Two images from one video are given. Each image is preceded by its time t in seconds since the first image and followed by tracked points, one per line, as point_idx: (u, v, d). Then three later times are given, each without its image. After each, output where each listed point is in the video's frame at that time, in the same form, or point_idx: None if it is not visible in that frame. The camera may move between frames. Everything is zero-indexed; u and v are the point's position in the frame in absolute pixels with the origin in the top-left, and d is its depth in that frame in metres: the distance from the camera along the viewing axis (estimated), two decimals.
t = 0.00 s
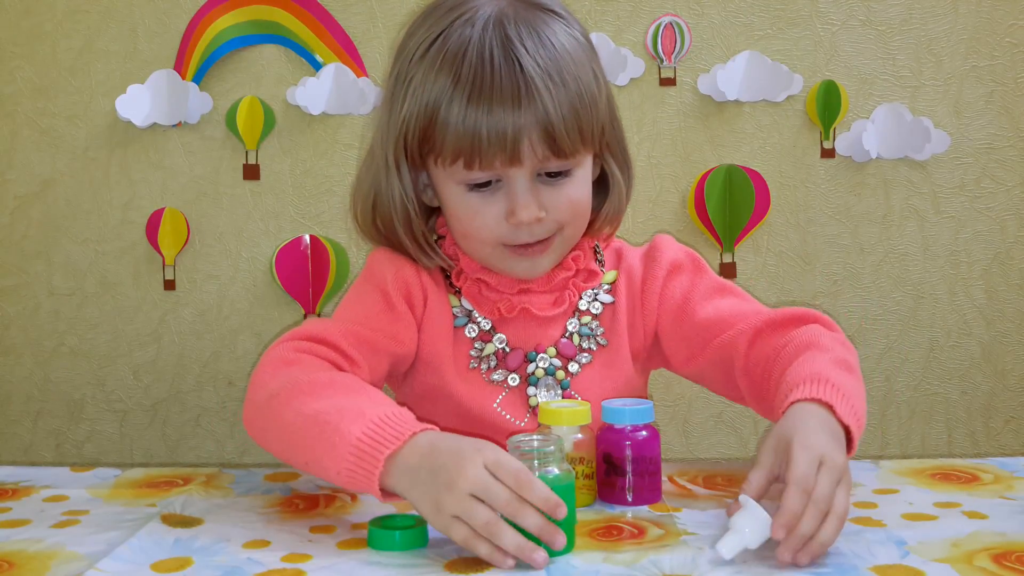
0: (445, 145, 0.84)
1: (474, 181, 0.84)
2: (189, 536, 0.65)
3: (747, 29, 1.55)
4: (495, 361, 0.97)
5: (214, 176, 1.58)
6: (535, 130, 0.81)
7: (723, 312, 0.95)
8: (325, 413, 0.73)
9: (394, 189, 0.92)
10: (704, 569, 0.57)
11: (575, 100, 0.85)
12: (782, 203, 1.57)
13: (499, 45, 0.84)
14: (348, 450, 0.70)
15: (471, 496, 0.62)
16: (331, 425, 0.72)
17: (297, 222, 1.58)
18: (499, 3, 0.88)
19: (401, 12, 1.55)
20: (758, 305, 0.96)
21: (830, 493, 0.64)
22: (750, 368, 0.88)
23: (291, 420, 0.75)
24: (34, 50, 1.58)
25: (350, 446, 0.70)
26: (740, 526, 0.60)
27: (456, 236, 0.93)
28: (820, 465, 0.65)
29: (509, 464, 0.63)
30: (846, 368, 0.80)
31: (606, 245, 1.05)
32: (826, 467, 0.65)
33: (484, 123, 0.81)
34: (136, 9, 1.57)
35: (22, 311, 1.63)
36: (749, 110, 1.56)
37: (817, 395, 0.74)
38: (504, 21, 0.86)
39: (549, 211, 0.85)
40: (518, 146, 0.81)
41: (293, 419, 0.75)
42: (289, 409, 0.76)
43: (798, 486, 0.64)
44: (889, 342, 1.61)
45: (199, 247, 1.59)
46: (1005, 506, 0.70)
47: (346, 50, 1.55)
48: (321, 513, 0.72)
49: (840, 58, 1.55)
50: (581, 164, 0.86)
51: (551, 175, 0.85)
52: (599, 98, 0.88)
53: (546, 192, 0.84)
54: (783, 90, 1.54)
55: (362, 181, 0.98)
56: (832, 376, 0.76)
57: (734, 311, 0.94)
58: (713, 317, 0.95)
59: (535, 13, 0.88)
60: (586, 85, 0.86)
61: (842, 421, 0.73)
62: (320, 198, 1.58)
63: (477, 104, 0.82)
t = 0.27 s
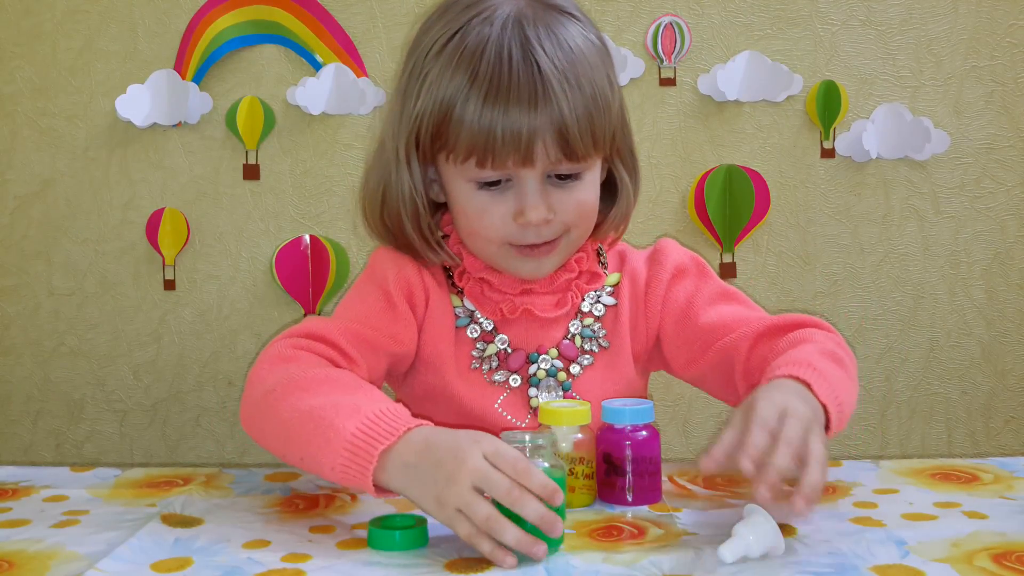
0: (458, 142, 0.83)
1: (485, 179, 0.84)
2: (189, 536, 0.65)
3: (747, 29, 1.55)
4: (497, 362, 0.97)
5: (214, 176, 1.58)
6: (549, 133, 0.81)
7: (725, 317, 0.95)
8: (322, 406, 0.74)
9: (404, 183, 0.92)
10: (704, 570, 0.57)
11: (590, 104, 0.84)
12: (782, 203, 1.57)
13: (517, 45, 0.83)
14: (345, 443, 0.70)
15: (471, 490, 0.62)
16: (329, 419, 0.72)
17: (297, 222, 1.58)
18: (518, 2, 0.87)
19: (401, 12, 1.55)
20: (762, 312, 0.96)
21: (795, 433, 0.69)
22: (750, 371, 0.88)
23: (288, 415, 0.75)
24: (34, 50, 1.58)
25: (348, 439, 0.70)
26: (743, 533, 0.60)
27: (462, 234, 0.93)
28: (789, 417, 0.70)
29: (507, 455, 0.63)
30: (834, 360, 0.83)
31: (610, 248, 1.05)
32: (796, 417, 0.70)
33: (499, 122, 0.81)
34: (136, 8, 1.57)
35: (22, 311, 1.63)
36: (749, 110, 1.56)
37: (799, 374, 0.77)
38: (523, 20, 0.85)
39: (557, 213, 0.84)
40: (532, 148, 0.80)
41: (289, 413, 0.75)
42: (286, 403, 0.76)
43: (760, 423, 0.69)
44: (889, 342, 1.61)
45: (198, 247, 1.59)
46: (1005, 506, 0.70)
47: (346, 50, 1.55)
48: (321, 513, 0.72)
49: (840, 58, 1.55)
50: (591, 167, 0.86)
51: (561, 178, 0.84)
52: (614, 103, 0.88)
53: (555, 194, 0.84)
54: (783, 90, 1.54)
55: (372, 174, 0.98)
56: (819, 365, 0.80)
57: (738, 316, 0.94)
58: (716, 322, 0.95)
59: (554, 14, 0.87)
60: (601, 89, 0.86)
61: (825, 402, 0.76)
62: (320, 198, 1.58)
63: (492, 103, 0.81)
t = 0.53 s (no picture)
0: (475, 136, 0.83)
1: (497, 174, 0.83)
2: (189, 536, 0.65)
3: (747, 29, 1.55)
4: (498, 362, 0.96)
5: (214, 176, 1.58)
6: (567, 134, 0.81)
7: (729, 318, 0.95)
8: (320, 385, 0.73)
9: (416, 173, 0.91)
10: (704, 569, 0.57)
11: (609, 109, 0.84)
12: (782, 203, 1.57)
13: (543, 45, 0.83)
14: (342, 419, 0.70)
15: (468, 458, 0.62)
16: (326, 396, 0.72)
17: (297, 222, 1.58)
18: (545, 2, 0.87)
19: (402, 12, 1.55)
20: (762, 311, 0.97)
21: (733, 387, 0.75)
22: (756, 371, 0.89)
23: (285, 398, 0.75)
24: (34, 50, 1.58)
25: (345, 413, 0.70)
26: (744, 532, 0.60)
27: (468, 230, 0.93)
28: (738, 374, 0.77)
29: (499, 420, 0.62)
30: (819, 343, 0.87)
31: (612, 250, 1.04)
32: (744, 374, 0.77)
33: (518, 119, 0.80)
34: (136, 9, 1.57)
35: (23, 311, 1.63)
36: (749, 110, 1.56)
37: (776, 351, 0.83)
38: (549, 21, 0.85)
39: (566, 215, 0.84)
40: (548, 147, 0.80)
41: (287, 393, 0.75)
42: (285, 384, 0.76)
43: (703, 374, 0.76)
44: (889, 342, 1.61)
45: (198, 247, 1.59)
46: (1005, 506, 0.70)
47: (346, 51, 1.55)
48: (321, 513, 0.72)
49: (840, 58, 1.55)
50: (604, 173, 0.86)
51: (572, 180, 0.84)
52: (632, 110, 0.87)
53: (566, 197, 0.83)
54: (783, 91, 1.54)
55: (385, 162, 0.97)
56: (800, 350, 0.84)
57: (741, 317, 0.95)
58: (718, 321, 0.96)
59: (580, 17, 0.87)
60: (621, 95, 0.86)
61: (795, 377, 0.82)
62: (320, 198, 1.58)
63: (513, 101, 0.81)
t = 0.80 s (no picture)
0: (493, 134, 0.83)
1: (511, 173, 0.83)
2: (189, 536, 0.65)
3: (747, 29, 1.55)
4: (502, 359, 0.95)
5: (214, 176, 1.58)
6: (584, 138, 0.81)
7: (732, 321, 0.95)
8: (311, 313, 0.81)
9: (430, 167, 0.91)
10: (704, 569, 0.57)
11: (627, 115, 0.84)
12: (782, 203, 1.57)
13: (566, 48, 0.83)
14: (331, 333, 0.77)
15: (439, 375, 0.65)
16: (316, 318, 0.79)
17: (297, 222, 1.58)
18: (568, 5, 0.87)
19: (402, 12, 1.55)
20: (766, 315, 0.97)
21: (744, 366, 0.77)
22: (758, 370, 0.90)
23: (275, 337, 0.81)
24: (34, 50, 1.58)
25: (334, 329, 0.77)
26: (745, 532, 0.60)
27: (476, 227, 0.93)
28: (744, 351, 0.79)
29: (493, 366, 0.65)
30: (823, 338, 0.89)
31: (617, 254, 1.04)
32: (751, 351, 0.79)
33: (537, 121, 0.80)
34: (136, 8, 1.57)
35: (23, 311, 1.63)
36: (749, 110, 1.56)
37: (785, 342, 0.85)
38: (572, 24, 0.85)
39: (575, 219, 0.84)
40: (565, 150, 0.80)
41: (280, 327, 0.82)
42: (277, 322, 0.83)
43: (714, 357, 0.77)
44: (889, 343, 1.61)
45: (198, 247, 1.59)
46: (1005, 506, 0.70)
47: (346, 51, 1.55)
48: (321, 513, 0.72)
49: (840, 58, 1.55)
50: (615, 179, 0.86)
51: (584, 184, 0.84)
52: (648, 118, 0.88)
53: (578, 200, 0.83)
54: (783, 91, 1.54)
55: (400, 156, 0.97)
56: (809, 344, 0.86)
57: (745, 320, 0.95)
58: (725, 322, 0.96)
59: (601, 22, 0.87)
60: (638, 103, 0.86)
61: (805, 366, 0.84)
62: (320, 198, 1.58)
63: (533, 102, 0.81)
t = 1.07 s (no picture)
0: (503, 135, 0.83)
1: (519, 175, 0.83)
2: (189, 536, 0.65)
3: (747, 29, 1.55)
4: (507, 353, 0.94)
5: (214, 176, 1.58)
6: (592, 141, 0.81)
7: (738, 320, 0.94)
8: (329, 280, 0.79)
9: (442, 166, 0.92)
10: (704, 569, 0.57)
11: (636, 120, 0.84)
12: (782, 203, 1.57)
13: (577, 51, 0.83)
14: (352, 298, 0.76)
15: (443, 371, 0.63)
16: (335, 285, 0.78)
17: (297, 222, 1.58)
18: (581, 8, 0.87)
19: (402, 12, 1.55)
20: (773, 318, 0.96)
21: (767, 355, 0.80)
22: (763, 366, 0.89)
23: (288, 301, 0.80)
24: (34, 50, 1.59)
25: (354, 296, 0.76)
26: (745, 531, 0.60)
27: (484, 227, 0.93)
28: (769, 340, 0.81)
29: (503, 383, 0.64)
30: (835, 335, 0.90)
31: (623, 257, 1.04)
32: (774, 340, 0.81)
33: (546, 123, 0.80)
34: (136, 8, 1.57)
35: (23, 311, 1.63)
36: (749, 110, 1.56)
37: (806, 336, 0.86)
38: (585, 28, 0.85)
39: (582, 221, 0.84)
40: (573, 153, 0.80)
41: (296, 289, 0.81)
42: (292, 284, 0.82)
43: (737, 347, 0.80)
44: (889, 343, 1.61)
45: (198, 247, 1.59)
46: (1005, 506, 0.70)
47: (346, 51, 1.55)
48: (321, 513, 0.72)
49: (840, 58, 1.56)
50: (622, 182, 0.86)
51: (591, 186, 0.84)
52: (657, 123, 0.87)
53: (584, 204, 0.83)
54: (783, 91, 1.54)
55: (413, 154, 0.98)
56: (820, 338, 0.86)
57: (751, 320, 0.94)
58: (729, 323, 0.94)
59: (614, 26, 0.87)
60: (648, 108, 0.86)
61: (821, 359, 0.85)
62: (320, 198, 1.58)
63: (542, 104, 0.81)
